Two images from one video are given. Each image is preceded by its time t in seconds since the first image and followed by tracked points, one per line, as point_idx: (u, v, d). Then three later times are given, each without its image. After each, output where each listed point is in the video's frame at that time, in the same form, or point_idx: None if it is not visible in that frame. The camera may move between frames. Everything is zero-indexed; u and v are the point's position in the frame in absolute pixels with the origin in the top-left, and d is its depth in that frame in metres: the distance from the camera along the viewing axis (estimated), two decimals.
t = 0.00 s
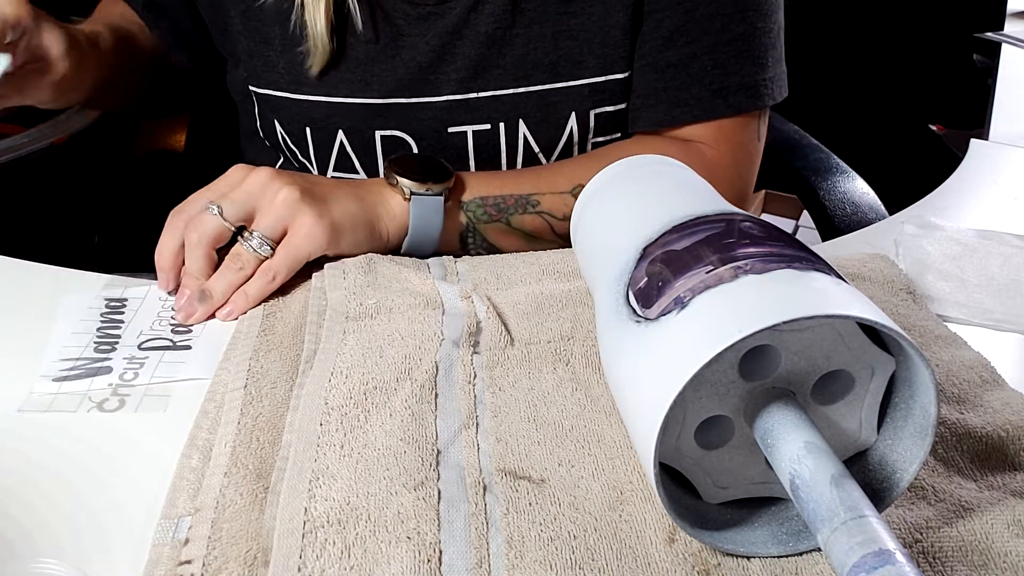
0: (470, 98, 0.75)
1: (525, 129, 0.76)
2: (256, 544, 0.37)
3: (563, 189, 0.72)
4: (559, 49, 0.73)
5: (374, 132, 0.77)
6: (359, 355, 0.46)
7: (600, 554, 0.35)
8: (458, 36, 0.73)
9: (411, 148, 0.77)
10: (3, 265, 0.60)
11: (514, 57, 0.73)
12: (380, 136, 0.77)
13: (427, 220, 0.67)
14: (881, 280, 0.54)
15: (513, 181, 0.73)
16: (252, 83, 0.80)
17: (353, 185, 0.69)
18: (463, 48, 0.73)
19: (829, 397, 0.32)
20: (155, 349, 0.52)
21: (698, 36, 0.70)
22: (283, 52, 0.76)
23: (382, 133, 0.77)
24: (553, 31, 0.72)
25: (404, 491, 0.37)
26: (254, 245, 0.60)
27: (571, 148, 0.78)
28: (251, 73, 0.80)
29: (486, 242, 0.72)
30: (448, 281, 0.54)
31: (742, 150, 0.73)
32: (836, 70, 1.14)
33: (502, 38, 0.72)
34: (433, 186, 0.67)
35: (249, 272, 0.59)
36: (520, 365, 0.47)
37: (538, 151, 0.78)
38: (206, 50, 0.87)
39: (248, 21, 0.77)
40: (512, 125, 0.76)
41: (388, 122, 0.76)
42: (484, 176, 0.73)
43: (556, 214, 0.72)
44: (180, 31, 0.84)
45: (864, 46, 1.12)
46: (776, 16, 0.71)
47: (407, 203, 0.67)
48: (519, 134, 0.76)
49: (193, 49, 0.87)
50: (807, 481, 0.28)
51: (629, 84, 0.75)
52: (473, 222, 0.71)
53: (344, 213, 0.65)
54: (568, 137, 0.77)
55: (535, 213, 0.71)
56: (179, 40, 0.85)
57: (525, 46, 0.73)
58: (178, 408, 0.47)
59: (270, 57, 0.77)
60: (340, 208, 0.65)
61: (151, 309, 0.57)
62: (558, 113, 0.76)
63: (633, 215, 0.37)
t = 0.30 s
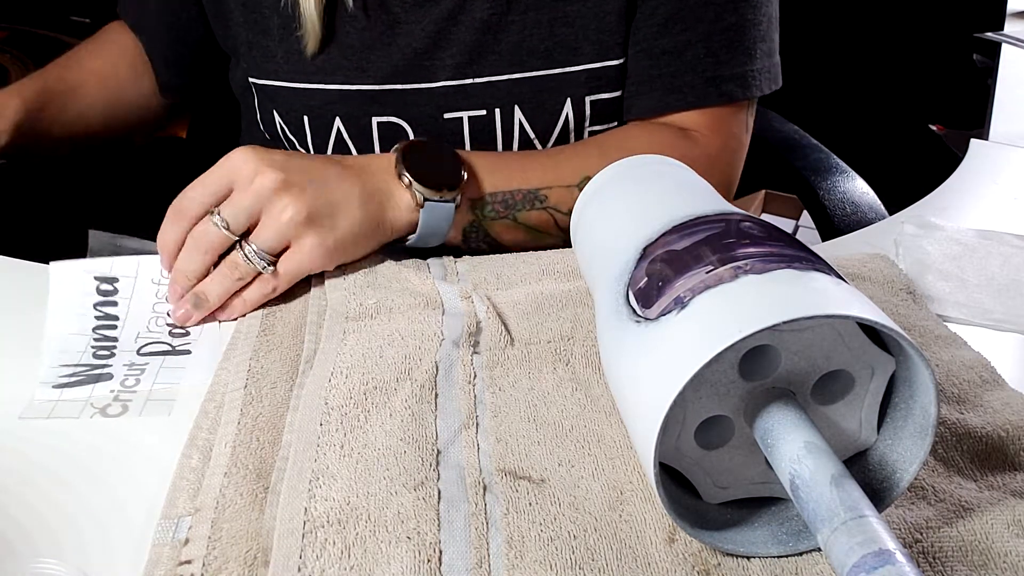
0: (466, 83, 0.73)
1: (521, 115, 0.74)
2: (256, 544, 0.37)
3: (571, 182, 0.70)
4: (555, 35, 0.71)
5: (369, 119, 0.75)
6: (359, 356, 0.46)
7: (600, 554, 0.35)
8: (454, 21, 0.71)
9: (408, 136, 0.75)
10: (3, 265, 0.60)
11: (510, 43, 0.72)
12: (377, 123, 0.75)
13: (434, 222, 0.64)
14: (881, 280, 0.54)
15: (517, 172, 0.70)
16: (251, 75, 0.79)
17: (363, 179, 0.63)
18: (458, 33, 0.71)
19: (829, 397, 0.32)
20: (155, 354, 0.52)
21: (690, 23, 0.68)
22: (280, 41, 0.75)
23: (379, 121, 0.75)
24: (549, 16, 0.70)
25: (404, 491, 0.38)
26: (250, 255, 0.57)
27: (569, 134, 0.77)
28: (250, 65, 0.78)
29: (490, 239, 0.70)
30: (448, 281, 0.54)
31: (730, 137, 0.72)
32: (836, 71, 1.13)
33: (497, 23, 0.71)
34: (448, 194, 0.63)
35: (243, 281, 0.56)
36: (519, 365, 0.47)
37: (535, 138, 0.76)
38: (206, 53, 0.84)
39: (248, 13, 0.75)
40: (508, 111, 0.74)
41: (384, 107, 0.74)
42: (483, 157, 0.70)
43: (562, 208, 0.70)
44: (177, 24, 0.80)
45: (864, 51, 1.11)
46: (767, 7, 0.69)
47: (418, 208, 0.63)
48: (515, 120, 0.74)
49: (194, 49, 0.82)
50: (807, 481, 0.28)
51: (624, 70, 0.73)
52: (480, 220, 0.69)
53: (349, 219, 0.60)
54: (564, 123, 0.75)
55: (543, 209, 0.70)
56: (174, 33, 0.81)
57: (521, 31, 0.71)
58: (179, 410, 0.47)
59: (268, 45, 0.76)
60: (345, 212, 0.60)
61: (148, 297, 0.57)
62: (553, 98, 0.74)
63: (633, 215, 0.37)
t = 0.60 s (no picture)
0: (464, 76, 0.72)
1: (517, 106, 0.74)
2: (256, 544, 0.37)
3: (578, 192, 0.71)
4: (551, 29, 0.71)
5: (368, 111, 0.74)
6: (359, 356, 0.47)
7: (600, 554, 0.35)
8: (452, 15, 0.70)
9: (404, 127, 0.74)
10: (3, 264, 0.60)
11: (507, 37, 0.71)
12: (376, 117, 0.74)
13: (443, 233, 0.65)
14: (881, 280, 0.54)
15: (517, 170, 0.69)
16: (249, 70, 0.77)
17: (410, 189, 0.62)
18: (456, 27, 0.71)
19: (829, 397, 0.32)
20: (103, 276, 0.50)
21: (681, 22, 0.69)
22: (280, 36, 0.74)
23: (377, 113, 0.74)
24: (546, 9, 0.70)
25: (404, 491, 0.38)
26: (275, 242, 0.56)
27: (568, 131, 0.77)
28: (250, 61, 0.76)
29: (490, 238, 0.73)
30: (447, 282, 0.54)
31: (719, 135, 0.73)
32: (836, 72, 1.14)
33: (495, 16, 0.70)
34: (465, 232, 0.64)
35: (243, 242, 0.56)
36: (519, 365, 0.47)
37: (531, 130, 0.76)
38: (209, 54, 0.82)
39: (248, 8, 0.74)
40: (504, 103, 0.74)
41: (383, 100, 0.73)
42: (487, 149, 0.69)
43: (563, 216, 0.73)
44: (177, 23, 0.79)
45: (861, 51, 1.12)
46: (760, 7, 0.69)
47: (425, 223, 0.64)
48: (512, 112, 0.74)
49: (195, 48, 0.81)
50: (808, 481, 0.28)
51: (618, 64, 0.73)
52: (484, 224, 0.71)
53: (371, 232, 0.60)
54: (560, 115, 0.75)
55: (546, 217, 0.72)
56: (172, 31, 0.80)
57: (518, 25, 0.70)
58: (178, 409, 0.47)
59: (267, 41, 0.74)
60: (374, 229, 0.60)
61: (141, 186, 0.50)
62: (551, 89, 0.73)
63: (634, 215, 0.37)
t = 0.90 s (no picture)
0: (470, 74, 0.72)
1: (523, 106, 0.74)
2: (256, 544, 0.36)
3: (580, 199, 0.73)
4: (557, 29, 0.71)
5: (372, 109, 0.74)
6: (359, 356, 0.47)
7: (600, 554, 0.35)
8: (458, 14, 0.70)
9: (410, 126, 0.74)
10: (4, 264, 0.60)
11: (513, 36, 0.71)
12: (381, 114, 0.74)
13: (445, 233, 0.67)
14: (881, 280, 0.54)
15: (522, 170, 0.69)
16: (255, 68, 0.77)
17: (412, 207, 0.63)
18: (462, 25, 0.71)
19: (829, 397, 0.32)
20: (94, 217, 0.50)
21: (687, 24, 0.69)
22: (285, 33, 0.73)
23: (383, 111, 0.74)
24: (552, 9, 0.70)
25: (404, 491, 0.38)
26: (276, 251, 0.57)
27: (571, 131, 0.77)
28: (255, 58, 0.76)
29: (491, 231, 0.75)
30: (447, 282, 0.54)
31: (724, 138, 0.73)
32: (836, 73, 1.14)
33: (502, 15, 0.70)
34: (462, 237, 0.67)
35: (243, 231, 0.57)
36: (519, 365, 0.47)
37: (536, 129, 0.76)
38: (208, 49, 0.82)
39: (252, 5, 0.74)
40: (510, 103, 0.74)
41: (387, 98, 0.73)
42: (494, 148, 0.70)
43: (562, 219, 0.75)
44: (178, 19, 0.79)
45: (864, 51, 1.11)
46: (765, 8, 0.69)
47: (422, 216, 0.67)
48: (517, 112, 0.74)
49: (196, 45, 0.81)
50: (807, 481, 0.28)
51: (623, 65, 0.73)
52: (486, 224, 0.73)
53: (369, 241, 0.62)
54: (565, 115, 0.75)
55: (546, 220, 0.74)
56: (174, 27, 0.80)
57: (524, 24, 0.70)
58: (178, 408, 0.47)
59: (272, 38, 0.74)
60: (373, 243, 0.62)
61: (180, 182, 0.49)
62: (557, 89, 0.73)
63: (634, 215, 0.37)
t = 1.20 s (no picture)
0: (480, 78, 0.72)
1: (534, 111, 0.74)
2: (256, 544, 0.36)
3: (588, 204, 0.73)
4: (570, 33, 0.71)
5: (383, 110, 0.74)
6: (359, 356, 0.46)
7: (600, 554, 0.35)
8: (471, 18, 0.70)
9: (421, 127, 0.74)
10: (5, 264, 0.60)
11: (526, 41, 0.71)
12: (391, 115, 0.74)
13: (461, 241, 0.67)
14: (881, 280, 0.54)
15: (538, 178, 0.70)
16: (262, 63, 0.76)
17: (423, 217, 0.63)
18: (476, 29, 0.71)
19: (829, 397, 0.32)
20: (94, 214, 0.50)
21: (705, 33, 0.69)
22: (294, 30, 0.72)
23: (393, 112, 0.74)
24: (565, 14, 0.70)
25: (404, 491, 0.38)
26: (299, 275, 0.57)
27: (577, 134, 0.77)
28: (264, 55, 0.75)
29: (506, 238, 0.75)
30: (448, 282, 0.54)
31: (738, 146, 0.75)
32: (836, 75, 1.13)
33: (516, 20, 0.70)
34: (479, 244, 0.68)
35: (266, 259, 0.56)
36: (520, 365, 0.47)
37: (545, 133, 0.76)
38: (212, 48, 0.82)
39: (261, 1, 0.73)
40: (521, 108, 0.74)
41: (398, 99, 0.73)
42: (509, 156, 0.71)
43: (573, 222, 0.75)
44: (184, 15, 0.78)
45: (865, 52, 1.11)
46: (778, 18, 0.70)
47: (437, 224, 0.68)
48: (528, 115, 0.74)
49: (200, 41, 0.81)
50: (807, 481, 0.28)
51: (636, 72, 0.73)
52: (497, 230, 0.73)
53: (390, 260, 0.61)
54: (575, 122, 0.75)
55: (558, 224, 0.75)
56: (184, 26, 0.79)
57: (537, 30, 0.70)
58: (178, 408, 0.47)
59: (280, 36, 0.73)
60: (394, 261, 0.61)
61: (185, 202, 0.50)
62: (567, 96, 0.73)
63: (634, 215, 0.37)
